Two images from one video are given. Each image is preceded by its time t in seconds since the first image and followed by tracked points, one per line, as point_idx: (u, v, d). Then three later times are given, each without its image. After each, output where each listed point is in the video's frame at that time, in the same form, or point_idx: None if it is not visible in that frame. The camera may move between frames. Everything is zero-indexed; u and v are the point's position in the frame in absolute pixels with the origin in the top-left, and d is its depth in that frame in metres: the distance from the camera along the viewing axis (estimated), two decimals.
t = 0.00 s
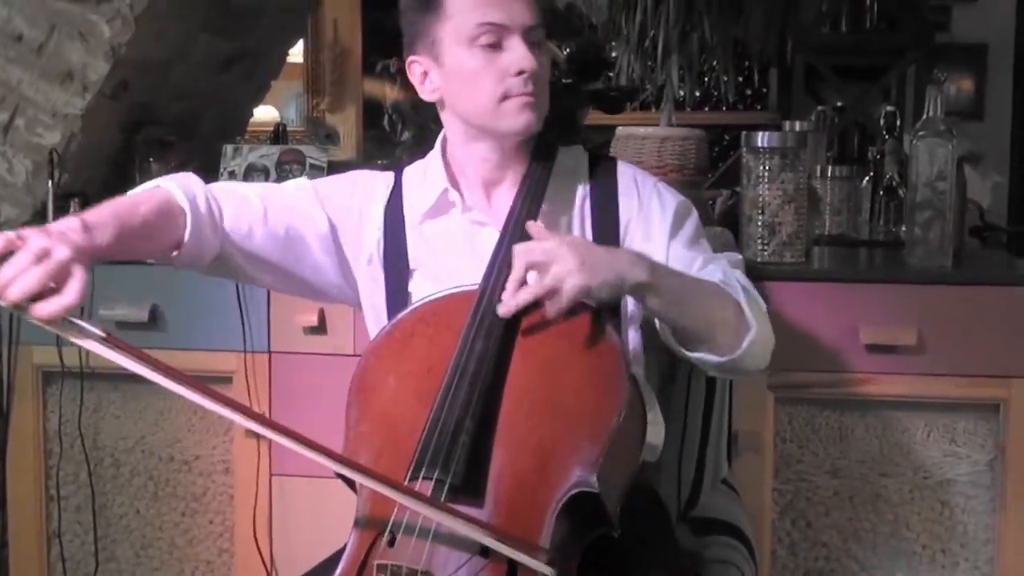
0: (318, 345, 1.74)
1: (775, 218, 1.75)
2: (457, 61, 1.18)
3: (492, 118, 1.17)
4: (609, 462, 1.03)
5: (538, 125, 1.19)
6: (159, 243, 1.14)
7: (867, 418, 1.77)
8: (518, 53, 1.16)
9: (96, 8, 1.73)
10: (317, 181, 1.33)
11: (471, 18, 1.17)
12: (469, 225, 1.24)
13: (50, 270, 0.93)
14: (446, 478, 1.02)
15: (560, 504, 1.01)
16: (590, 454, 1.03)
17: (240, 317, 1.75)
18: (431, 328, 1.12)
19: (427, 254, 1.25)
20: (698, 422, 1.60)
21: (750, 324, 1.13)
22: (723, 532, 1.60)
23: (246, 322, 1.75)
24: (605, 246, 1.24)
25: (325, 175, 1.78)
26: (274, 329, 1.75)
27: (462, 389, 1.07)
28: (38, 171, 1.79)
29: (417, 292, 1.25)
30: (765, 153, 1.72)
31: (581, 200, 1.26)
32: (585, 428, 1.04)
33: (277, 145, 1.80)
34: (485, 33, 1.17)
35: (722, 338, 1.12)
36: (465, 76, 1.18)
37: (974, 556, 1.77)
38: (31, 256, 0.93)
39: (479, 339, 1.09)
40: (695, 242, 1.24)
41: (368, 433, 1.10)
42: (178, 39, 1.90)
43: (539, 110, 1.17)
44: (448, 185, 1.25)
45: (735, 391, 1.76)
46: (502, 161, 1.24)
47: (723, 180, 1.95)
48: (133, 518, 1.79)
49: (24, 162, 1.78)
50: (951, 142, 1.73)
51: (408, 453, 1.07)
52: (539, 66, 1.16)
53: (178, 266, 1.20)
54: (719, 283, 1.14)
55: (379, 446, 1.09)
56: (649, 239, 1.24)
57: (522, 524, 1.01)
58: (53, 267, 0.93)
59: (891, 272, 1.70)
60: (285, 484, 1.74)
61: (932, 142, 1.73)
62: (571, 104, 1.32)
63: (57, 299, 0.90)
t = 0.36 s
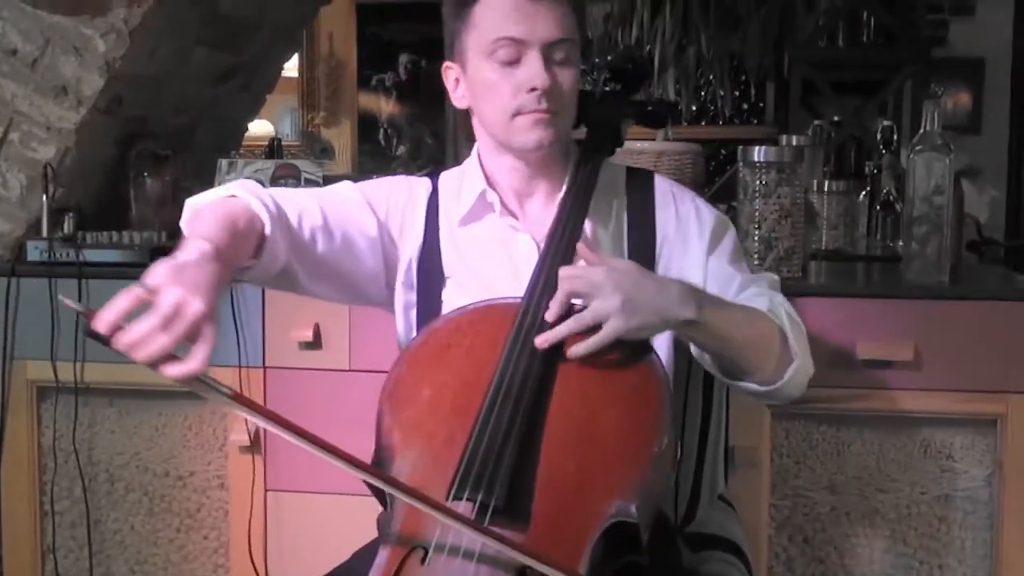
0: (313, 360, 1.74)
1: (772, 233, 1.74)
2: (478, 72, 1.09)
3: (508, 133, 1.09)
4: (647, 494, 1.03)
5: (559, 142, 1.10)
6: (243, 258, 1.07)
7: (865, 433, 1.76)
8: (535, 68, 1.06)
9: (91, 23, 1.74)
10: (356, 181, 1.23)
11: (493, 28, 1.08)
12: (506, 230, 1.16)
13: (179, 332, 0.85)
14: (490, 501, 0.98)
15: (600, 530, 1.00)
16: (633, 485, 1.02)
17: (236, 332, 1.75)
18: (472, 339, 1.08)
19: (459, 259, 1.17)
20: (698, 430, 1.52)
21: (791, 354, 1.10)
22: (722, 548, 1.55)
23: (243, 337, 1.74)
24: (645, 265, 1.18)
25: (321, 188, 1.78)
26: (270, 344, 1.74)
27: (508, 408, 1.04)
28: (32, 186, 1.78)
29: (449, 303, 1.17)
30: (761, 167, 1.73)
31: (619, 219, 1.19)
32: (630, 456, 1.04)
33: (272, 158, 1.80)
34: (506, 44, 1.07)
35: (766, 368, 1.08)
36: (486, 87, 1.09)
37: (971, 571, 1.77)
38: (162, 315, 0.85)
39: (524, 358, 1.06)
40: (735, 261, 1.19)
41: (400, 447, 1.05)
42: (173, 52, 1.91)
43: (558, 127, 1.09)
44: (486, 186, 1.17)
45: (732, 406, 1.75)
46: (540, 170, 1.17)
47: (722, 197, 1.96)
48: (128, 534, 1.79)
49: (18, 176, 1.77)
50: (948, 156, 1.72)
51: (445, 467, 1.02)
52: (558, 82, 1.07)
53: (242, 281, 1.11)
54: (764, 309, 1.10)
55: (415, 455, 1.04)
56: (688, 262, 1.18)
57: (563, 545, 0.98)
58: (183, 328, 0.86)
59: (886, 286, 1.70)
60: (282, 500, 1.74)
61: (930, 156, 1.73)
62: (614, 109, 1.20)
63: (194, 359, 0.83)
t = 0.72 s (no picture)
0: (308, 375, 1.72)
1: (768, 248, 1.74)
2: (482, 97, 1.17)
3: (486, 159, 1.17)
4: (655, 515, 1.06)
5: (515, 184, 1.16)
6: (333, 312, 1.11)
7: (861, 448, 1.76)
8: (504, 111, 1.12)
9: (86, 36, 1.74)
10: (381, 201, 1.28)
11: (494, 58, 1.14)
12: (524, 254, 1.23)
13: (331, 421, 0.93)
14: (503, 520, 1.02)
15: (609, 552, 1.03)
16: (643, 507, 1.05)
17: (229, 347, 1.69)
18: (486, 357, 1.10)
19: (476, 278, 1.23)
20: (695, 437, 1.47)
21: (800, 398, 1.15)
22: (721, 566, 1.45)
23: (235, 353, 1.69)
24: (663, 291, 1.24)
25: (316, 205, 1.80)
26: (262, 359, 1.69)
27: (524, 426, 1.06)
28: (26, 201, 1.78)
29: (464, 319, 1.22)
30: (758, 182, 1.72)
31: (640, 239, 1.26)
32: (641, 478, 1.06)
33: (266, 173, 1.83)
34: (496, 78, 1.14)
35: (772, 407, 1.14)
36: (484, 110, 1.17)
37: None
38: (318, 405, 0.93)
39: (539, 377, 1.08)
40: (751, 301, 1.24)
41: (414, 457, 1.08)
42: (169, 66, 1.91)
43: (513, 171, 1.15)
44: (507, 210, 1.23)
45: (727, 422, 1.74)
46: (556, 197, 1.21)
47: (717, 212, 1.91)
48: (122, 549, 1.79)
49: (12, 191, 1.77)
50: (946, 171, 1.72)
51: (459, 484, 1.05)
52: (518, 128, 1.13)
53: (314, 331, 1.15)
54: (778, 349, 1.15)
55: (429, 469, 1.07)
56: (705, 295, 1.24)
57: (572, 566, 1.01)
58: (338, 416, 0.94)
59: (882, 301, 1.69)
60: (277, 516, 1.72)
61: (926, 170, 1.72)
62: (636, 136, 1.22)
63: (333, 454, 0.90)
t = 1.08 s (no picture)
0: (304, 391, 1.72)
1: (765, 262, 1.73)
2: (489, 114, 1.14)
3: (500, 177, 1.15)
4: (651, 527, 1.03)
5: (543, 200, 1.15)
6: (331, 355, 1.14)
7: (858, 463, 1.75)
8: (528, 136, 1.10)
9: (80, 50, 1.75)
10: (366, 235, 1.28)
11: (508, 79, 1.10)
12: (515, 273, 1.21)
13: (399, 450, 0.97)
14: (489, 532, 1.00)
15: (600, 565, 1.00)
16: (634, 519, 1.02)
17: (223, 361, 1.69)
18: (474, 373, 1.09)
19: (469, 296, 1.22)
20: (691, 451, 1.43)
21: (789, 412, 1.14)
22: None
23: (231, 368, 1.69)
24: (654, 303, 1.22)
25: (311, 219, 1.81)
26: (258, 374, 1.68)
27: (511, 441, 1.04)
28: (20, 216, 1.78)
29: (455, 338, 1.22)
30: (754, 197, 1.71)
31: (632, 254, 1.25)
32: (632, 490, 1.03)
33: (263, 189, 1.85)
34: (510, 99, 1.10)
35: (760, 421, 1.13)
36: (493, 129, 1.14)
37: None
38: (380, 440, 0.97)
39: (528, 390, 1.07)
40: (743, 317, 1.23)
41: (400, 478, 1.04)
42: (164, 81, 1.91)
43: (541, 191, 1.13)
44: (498, 229, 1.22)
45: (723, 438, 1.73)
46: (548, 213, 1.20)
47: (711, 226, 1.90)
48: (116, 565, 1.78)
49: (6, 206, 1.77)
50: (942, 185, 1.71)
51: (444, 500, 1.03)
52: (546, 151, 1.11)
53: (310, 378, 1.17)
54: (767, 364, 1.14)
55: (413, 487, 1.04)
56: (698, 311, 1.23)
57: None
58: (402, 446, 0.97)
59: (878, 316, 1.68)
60: (271, 531, 1.72)
61: (923, 186, 1.71)
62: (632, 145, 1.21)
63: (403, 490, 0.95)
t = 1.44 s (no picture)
0: (302, 401, 1.74)
1: (760, 272, 1.74)
2: (483, 131, 1.10)
3: (499, 196, 1.13)
4: (636, 532, 1.03)
5: (546, 208, 1.13)
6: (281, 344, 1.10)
7: (853, 473, 1.76)
8: (530, 149, 1.07)
9: (79, 62, 1.76)
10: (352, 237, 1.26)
11: (503, 96, 1.07)
12: (504, 281, 1.20)
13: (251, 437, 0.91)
14: (476, 540, 1.01)
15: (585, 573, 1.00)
16: (618, 526, 1.02)
17: (221, 374, 1.70)
18: (459, 381, 1.08)
19: (458, 303, 1.20)
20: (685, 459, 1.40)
21: (784, 412, 1.12)
22: None
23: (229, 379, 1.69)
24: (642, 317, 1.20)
25: (308, 230, 1.83)
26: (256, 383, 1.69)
27: (495, 450, 1.05)
28: (19, 227, 1.79)
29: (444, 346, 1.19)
30: (750, 207, 1.72)
31: (618, 270, 1.22)
32: (616, 498, 1.03)
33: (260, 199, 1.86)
34: (507, 116, 1.07)
35: (755, 426, 1.11)
36: (484, 148, 1.11)
37: None
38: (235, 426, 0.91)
39: (512, 398, 1.07)
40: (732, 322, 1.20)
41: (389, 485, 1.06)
42: (161, 92, 1.92)
43: (545, 200, 1.11)
44: (486, 237, 1.20)
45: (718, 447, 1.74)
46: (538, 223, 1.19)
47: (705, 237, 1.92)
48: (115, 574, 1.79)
49: (5, 217, 1.78)
50: (937, 197, 1.72)
51: (430, 507, 1.03)
52: (552, 163, 1.08)
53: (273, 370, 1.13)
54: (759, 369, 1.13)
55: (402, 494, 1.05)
56: (687, 317, 1.20)
57: None
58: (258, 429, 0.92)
59: (875, 327, 1.69)
60: (269, 539, 1.72)
61: (918, 197, 1.72)
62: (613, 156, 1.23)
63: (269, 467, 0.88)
